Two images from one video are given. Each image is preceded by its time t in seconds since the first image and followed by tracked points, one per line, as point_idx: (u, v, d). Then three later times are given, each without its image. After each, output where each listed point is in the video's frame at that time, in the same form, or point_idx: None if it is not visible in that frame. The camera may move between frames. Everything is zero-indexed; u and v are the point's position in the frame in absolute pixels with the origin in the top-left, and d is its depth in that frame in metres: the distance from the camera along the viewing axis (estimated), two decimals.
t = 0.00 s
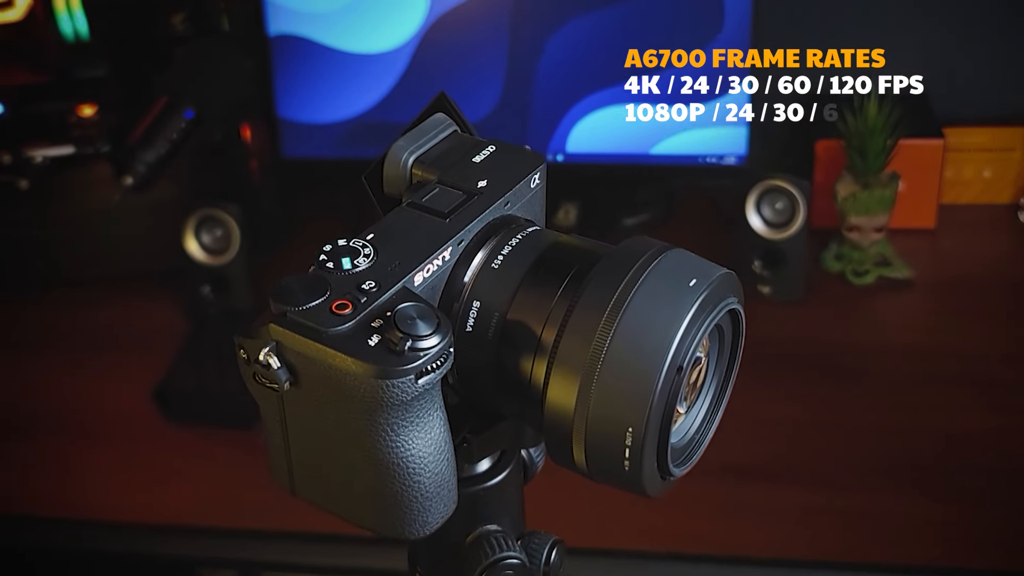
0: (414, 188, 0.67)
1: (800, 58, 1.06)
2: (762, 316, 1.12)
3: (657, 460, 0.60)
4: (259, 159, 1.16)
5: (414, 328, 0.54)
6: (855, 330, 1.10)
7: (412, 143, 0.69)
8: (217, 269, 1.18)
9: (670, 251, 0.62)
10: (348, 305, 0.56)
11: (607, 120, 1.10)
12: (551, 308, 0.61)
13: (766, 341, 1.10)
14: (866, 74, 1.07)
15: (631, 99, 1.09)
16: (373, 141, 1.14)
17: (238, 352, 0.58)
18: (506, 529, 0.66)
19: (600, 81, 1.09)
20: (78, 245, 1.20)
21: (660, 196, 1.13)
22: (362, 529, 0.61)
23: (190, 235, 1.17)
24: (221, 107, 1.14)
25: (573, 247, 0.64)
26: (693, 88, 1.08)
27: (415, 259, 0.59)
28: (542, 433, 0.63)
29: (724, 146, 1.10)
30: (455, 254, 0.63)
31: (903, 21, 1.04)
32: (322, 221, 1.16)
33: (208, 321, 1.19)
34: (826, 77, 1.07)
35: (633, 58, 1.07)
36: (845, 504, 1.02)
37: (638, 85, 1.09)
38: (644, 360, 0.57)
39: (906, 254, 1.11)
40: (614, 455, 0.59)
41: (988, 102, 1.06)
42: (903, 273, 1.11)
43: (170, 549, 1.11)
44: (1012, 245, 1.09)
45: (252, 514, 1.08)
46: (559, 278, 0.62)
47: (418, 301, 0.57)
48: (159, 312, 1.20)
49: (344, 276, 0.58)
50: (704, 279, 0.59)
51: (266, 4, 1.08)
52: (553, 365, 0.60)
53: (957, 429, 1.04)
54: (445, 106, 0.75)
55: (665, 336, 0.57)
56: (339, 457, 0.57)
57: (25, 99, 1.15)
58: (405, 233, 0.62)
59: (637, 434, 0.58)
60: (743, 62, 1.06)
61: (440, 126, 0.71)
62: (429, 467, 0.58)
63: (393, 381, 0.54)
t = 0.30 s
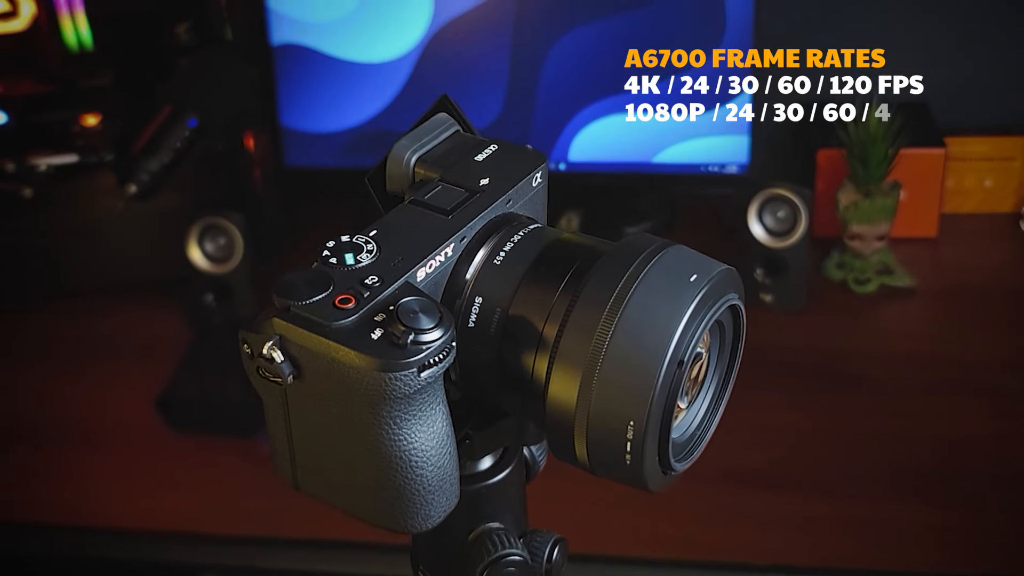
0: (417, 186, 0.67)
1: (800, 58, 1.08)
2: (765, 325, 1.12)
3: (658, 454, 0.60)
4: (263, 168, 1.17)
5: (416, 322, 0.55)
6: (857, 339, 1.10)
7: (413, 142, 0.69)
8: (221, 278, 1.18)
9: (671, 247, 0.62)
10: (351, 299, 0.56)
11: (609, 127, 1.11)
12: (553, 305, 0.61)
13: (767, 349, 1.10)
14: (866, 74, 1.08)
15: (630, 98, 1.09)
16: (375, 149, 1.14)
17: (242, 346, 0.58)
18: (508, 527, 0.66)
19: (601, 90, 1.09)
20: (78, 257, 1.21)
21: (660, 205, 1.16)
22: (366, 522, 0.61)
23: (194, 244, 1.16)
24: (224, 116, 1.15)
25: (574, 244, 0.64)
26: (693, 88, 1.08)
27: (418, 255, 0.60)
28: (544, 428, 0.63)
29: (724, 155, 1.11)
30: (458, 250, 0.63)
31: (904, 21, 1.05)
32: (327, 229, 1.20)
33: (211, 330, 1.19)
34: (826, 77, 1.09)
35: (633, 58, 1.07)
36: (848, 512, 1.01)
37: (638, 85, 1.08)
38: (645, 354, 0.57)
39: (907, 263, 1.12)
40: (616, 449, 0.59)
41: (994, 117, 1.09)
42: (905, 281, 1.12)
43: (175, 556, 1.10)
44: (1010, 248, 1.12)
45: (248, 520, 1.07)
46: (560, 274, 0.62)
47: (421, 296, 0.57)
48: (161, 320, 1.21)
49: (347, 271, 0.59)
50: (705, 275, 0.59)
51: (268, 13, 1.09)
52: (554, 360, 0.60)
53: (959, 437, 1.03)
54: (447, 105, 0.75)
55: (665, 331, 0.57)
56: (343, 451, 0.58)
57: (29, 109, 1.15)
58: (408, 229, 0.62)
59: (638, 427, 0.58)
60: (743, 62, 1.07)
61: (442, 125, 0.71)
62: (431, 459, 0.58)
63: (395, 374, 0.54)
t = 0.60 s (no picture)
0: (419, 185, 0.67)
1: (799, 58, 1.08)
2: (767, 332, 1.12)
3: (659, 449, 0.60)
4: (266, 178, 1.17)
5: (419, 317, 0.55)
6: (858, 347, 1.10)
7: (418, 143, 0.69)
8: (223, 286, 1.17)
9: (672, 244, 0.62)
10: (354, 295, 0.57)
11: (610, 136, 1.11)
12: (555, 301, 0.61)
13: (768, 357, 1.10)
14: (866, 74, 1.09)
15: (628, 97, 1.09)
16: (377, 158, 1.15)
17: (245, 341, 0.58)
18: (509, 524, 0.66)
19: (603, 99, 1.09)
20: (81, 263, 1.21)
21: (662, 214, 1.15)
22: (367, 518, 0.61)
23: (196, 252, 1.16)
24: (231, 126, 1.15)
25: (575, 241, 0.64)
26: (693, 88, 1.09)
27: (421, 251, 0.60)
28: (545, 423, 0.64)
29: (726, 164, 1.11)
30: (460, 247, 0.63)
31: (905, 21, 1.05)
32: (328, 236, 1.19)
33: (214, 339, 1.19)
34: (826, 77, 1.09)
35: (633, 59, 1.07)
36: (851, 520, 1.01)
37: (638, 85, 1.09)
38: (646, 349, 0.57)
39: (908, 271, 1.13)
40: (617, 444, 0.59)
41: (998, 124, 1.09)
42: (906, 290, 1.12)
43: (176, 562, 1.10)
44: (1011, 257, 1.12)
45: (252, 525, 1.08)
46: (562, 270, 0.62)
47: (423, 291, 0.57)
48: (164, 330, 1.21)
49: (350, 267, 0.59)
50: (706, 271, 0.59)
51: (272, 23, 1.10)
52: (555, 356, 0.60)
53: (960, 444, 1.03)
54: (449, 108, 0.75)
55: (666, 326, 0.57)
56: (345, 446, 0.58)
57: (32, 119, 1.15)
58: (410, 227, 0.62)
59: (640, 422, 0.58)
60: (743, 62, 1.07)
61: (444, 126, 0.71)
62: (433, 454, 0.58)
63: (398, 368, 0.54)
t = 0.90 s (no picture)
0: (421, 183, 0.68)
1: (800, 58, 1.08)
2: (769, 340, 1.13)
3: (661, 444, 0.60)
4: (268, 187, 1.17)
5: (421, 310, 0.55)
6: (859, 356, 1.10)
7: (422, 142, 0.69)
8: (225, 295, 1.17)
9: (673, 240, 0.62)
10: (357, 290, 0.57)
11: (612, 146, 1.11)
12: (556, 298, 0.62)
13: (768, 365, 1.10)
14: (866, 74, 1.09)
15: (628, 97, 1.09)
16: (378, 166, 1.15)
17: (248, 337, 0.58)
18: (510, 523, 0.66)
19: (603, 108, 1.09)
20: (80, 277, 1.23)
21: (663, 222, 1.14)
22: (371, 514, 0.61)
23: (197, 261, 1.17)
24: (233, 134, 1.15)
25: (576, 239, 0.64)
26: (693, 88, 1.09)
27: (424, 247, 0.60)
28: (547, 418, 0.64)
29: (727, 173, 1.11)
30: (462, 244, 0.63)
31: (907, 21, 1.05)
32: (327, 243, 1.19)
33: (216, 347, 1.19)
34: (826, 77, 1.09)
35: (633, 59, 1.07)
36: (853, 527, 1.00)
37: (638, 85, 1.09)
38: (648, 343, 0.57)
39: (909, 280, 1.14)
40: (619, 440, 0.59)
41: (995, 133, 1.11)
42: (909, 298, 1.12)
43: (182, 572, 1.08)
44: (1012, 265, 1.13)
45: (252, 533, 1.08)
46: (564, 267, 0.62)
47: (426, 286, 0.58)
48: (163, 339, 1.21)
49: (352, 263, 0.59)
50: (707, 267, 0.59)
51: (274, 32, 1.10)
52: (558, 352, 0.60)
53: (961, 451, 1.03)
54: (452, 108, 0.74)
55: (667, 321, 0.57)
56: (348, 441, 0.58)
57: (38, 128, 1.16)
58: (412, 224, 0.62)
59: (641, 417, 0.58)
60: (743, 62, 1.07)
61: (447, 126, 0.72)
62: (436, 449, 0.58)
63: (401, 362, 0.54)
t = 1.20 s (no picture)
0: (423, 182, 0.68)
1: (799, 58, 1.09)
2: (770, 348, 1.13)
3: (662, 439, 0.60)
4: (269, 197, 1.17)
5: (424, 305, 0.55)
6: (860, 364, 1.10)
7: (424, 141, 0.69)
8: (225, 303, 1.16)
9: (675, 237, 0.62)
10: (360, 285, 0.57)
11: (612, 154, 1.11)
12: (557, 295, 0.62)
13: (769, 374, 1.10)
14: (866, 74, 1.10)
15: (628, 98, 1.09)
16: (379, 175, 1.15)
17: (252, 332, 0.58)
18: (510, 523, 0.66)
19: (603, 116, 1.10)
20: (81, 285, 1.23)
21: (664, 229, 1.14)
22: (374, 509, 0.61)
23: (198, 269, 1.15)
24: (232, 145, 1.16)
25: (577, 237, 0.64)
26: (693, 88, 1.09)
27: (426, 243, 0.60)
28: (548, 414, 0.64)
29: (727, 181, 1.11)
30: (465, 242, 0.63)
31: (907, 20, 1.07)
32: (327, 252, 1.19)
33: (216, 354, 1.18)
34: (826, 77, 1.10)
35: (633, 59, 1.07)
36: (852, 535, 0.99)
37: (638, 85, 1.09)
38: (649, 338, 0.58)
39: (909, 289, 1.14)
40: (620, 434, 0.59)
41: (993, 134, 1.12)
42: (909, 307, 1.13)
43: None
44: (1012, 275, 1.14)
45: (247, 540, 1.07)
46: (565, 265, 0.63)
47: (428, 282, 0.58)
48: (163, 348, 1.21)
49: (355, 259, 0.59)
50: (708, 263, 0.59)
51: (274, 42, 1.10)
52: (559, 349, 0.60)
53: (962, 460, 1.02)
54: (454, 110, 0.74)
55: (669, 316, 0.58)
56: (351, 435, 0.58)
57: (38, 137, 1.17)
58: (415, 221, 0.62)
59: (642, 411, 0.58)
60: (743, 62, 1.08)
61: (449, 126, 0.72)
62: (438, 444, 0.58)
63: (403, 356, 0.55)
